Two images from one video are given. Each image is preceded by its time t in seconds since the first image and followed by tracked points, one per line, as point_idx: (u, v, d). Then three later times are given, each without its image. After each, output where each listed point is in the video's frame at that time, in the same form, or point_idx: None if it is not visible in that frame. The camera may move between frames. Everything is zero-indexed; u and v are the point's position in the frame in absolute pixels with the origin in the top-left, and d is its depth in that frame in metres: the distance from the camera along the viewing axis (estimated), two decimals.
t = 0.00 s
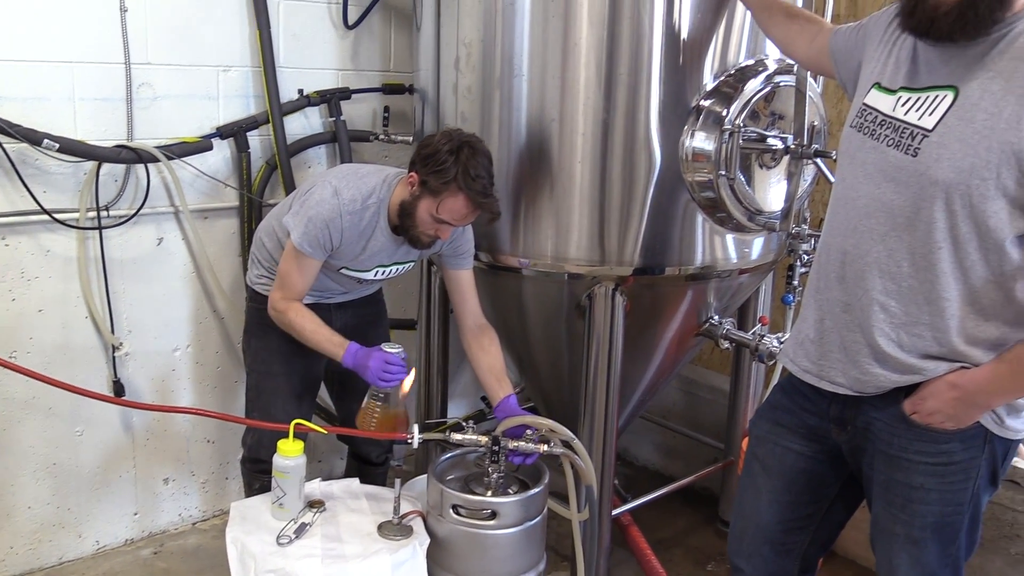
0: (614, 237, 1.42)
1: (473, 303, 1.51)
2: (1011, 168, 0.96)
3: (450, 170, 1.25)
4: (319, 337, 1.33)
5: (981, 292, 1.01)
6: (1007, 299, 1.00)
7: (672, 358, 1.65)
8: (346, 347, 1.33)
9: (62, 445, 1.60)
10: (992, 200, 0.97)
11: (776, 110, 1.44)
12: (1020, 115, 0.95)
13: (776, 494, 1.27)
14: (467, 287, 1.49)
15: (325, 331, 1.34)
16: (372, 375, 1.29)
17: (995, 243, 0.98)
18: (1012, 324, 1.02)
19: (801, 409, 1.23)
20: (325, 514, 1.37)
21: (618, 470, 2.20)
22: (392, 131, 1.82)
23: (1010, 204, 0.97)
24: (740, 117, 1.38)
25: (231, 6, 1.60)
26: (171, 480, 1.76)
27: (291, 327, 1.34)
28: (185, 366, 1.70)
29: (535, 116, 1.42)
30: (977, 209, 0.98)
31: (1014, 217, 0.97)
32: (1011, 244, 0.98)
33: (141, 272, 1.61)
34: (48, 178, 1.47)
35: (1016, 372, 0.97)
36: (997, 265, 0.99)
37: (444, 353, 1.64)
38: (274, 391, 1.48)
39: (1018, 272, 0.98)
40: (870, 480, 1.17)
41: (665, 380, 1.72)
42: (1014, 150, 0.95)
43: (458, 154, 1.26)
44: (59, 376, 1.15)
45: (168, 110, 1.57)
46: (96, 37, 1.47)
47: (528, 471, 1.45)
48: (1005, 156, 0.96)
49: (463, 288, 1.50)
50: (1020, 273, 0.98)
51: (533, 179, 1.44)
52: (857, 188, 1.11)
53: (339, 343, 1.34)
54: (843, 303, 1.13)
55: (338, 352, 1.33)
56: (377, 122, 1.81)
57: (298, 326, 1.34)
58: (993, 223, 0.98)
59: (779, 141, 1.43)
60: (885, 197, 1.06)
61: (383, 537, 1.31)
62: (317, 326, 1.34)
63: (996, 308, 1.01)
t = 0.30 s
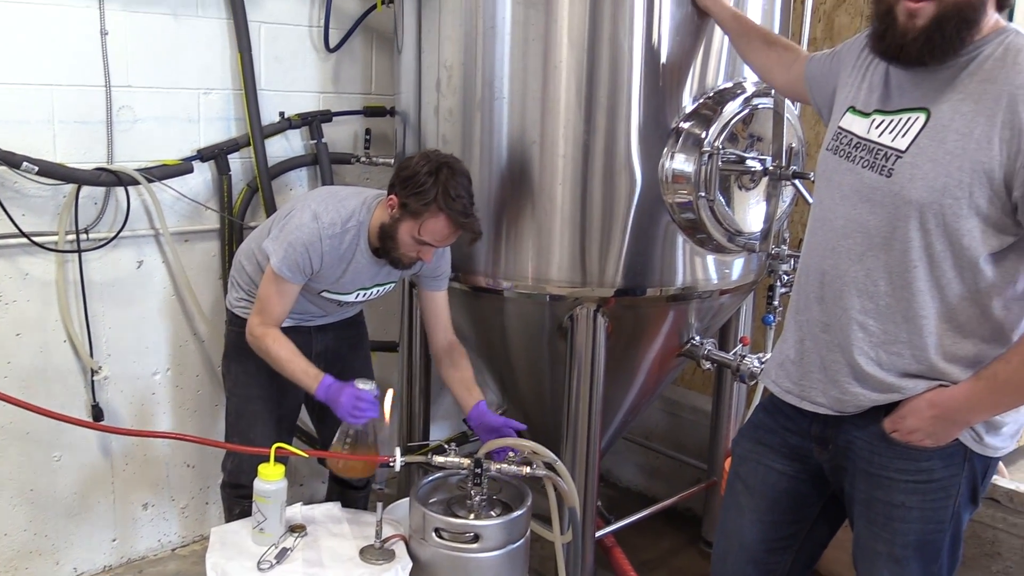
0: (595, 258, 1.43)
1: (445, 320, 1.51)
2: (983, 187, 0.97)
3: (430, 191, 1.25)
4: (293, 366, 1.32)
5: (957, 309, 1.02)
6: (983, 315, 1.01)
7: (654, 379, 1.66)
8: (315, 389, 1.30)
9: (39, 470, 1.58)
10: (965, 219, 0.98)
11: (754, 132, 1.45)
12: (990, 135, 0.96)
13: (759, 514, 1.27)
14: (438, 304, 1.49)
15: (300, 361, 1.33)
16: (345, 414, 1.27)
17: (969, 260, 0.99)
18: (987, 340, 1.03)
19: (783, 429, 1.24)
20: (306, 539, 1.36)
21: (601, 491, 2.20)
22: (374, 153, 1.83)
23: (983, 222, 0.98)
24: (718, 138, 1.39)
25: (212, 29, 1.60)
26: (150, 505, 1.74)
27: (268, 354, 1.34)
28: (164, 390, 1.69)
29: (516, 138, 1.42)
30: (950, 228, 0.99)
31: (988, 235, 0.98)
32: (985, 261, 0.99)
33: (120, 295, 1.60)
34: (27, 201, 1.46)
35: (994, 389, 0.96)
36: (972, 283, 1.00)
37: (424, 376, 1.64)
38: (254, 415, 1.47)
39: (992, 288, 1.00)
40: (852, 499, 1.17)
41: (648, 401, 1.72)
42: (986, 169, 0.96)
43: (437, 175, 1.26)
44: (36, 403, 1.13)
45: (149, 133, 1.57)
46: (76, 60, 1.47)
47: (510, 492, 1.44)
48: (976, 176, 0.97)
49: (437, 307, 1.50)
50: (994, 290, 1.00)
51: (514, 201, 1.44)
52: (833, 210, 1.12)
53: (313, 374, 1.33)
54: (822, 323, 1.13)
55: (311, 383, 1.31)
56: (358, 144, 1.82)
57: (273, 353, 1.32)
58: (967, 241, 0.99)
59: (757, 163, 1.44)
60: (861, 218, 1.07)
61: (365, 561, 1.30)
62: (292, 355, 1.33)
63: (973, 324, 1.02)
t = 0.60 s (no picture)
0: (581, 286, 1.43)
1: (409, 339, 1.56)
2: (958, 210, 0.98)
3: (408, 220, 1.25)
4: (281, 420, 1.32)
5: (938, 331, 1.02)
6: (964, 337, 1.01)
7: (641, 407, 1.66)
8: (303, 444, 1.28)
9: (20, 501, 1.56)
10: (943, 242, 0.99)
11: (738, 160, 1.46)
12: (964, 159, 0.97)
13: (745, 542, 1.27)
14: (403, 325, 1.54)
15: (289, 415, 1.32)
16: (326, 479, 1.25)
17: (947, 283, 1.00)
18: (968, 362, 1.03)
19: (769, 455, 1.24)
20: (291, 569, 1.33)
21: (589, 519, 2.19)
22: (360, 182, 1.84)
23: (960, 245, 0.98)
24: (703, 167, 1.40)
25: (200, 58, 1.61)
26: (133, 536, 1.73)
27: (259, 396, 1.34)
28: (149, 420, 1.68)
29: (502, 166, 1.43)
30: (929, 252, 1.00)
31: (965, 258, 0.99)
32: (963, 283, 0.99)
33: (105, 323, 1.59)
34: (12, 229, 1.46)
35: (977, 411, 0.95)
36: (951, 304, 1.01)
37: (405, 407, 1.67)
38: (237, 444, 1.48)
39: (971, 310, 1.00)
40: (838, 526, 1.17)
41: (635, 428, 1.72)
42: (961, 193, 0.97)
43: (416, 204, 1.26)
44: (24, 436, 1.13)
45: (136, 161, 1.57)
46: (63, 89, 1.47)
47: (497, 521, 1.43)
48: (951, 200, 0.98)
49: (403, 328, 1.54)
50: (974, 312, 1.00)
51: (500, 230, 1.44)
52: (815, 237, 1.13)
53: (298, 430, 1.31)
54: (806, 350, 1.14)
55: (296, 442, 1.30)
56: (345, 172, 1.83)
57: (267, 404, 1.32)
58: (946, 264, 0.99)
59: (742, 190, 1.45)
60: (841, 244, 1.08)
61: None
62: (283, 408, 1.33)
63: (954, 346, 1.02)
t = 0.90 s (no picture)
0: (566, 310, 1.43)
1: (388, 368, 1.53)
2: (935, 230, 0.98)
3: (388, 244, 1.26)
4: (268, 455, 1.30)
5: (918, 348, 1.03)
6: (944, 356, 1.02)
7: (627, 430, 1.66)
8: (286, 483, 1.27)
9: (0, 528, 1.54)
10: (921, 261, 1.00)
11: (721, 184, 1.48)
12: (940, 180, 0.98)
13: (732, 565, 1.27)
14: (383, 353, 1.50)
15: (274, 450, 1.31)
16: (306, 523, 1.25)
17: (926, 302, 1.01)
18: (950, 381, 1.03)
19: (755, 476, 1.24)
20: None
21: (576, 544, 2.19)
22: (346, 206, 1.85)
23: (938, 264, 0.99)
24: (687, 191, 1.41)
25: (185, 83, 1.61)
26: (115, 563, 1.71)
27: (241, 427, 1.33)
28: (131, 445, 1.66)
29: (487, 189, 1.43)
30: (908, 272, 1.01)
31: (943, 278, 0.99)
32: (941, 303, 1.00)
33: (88, 348, 1.58)
34: None
35: (960, 431, 0.95)
36: (930, 323, 1.01)
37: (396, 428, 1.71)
38: (220, 469, 1.47)
39: (951, 329, 1.00)
40: (824, 548, 1.17)
41: (621, 452, 1.72)
42: (938, 215, 0.98)
43: (397, 227, 1.27)
44: (8, 465, 1.11)
45: (120, 185, 1.56)
46: (47, 114, 1.47)
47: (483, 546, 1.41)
48: (929, 220, 0.99)
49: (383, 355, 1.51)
50: (953, 331, 1.00)
51: (485, 254, 1.44)
52: (795, 259, 1.14)
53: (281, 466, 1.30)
54: (789, 372, 1.15)
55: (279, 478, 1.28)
56: (330, 197, 1.83)
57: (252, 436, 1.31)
58: (925, 283, 1.00)
59: (725, 215, 1.46)
60: (822, 266, 1.09)
61: None
62: (269, 442, 1.31)
63: (934, 365, 1.03)
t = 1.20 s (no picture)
0: (554, 336, 1.43)
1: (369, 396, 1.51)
2: (924, 258, 0.99)
3: (367, 264, 1.26)
4: (239, 465, 1.32)
5: (906, 374, 1.03)
6: (933, 382, 1.03)
7: (615, 455, 1.66)
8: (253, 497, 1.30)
9: None
10: (910, 288, 1.00)
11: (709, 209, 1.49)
12: (928, 208, 0.99)
13: None
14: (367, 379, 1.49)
15: (245, 460, 1.33)
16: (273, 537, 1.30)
17: (915, 330, 1.01)
18: (939, 407, 1.04)
19: (744, 500, 1.24)
20: None
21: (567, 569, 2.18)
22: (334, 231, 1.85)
23: (927, 292, 1.00)
24: (674, 216, 1.42)
25: (173, 108, 1.62)
26: None
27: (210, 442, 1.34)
28: (116, 471, 1.65)
29: (475, 214, 1.43)
30: (897, 300, 1.02)
31: (931, 305, 1.00)
32: (932, 330, 1.01)
33: (74, 374, 1.57)
34: None
35: (951, 458, 0.95)
36: (919, 349, 1.02)
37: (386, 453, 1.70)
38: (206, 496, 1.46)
39: (940, 357, 1.01)
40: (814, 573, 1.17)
41: (609, 476, 1.72)
42: (927, 243, 0.99)
43: (376, 247, 1.27)
44: None
45: (107, 210, 1.56)
46: (35, 139, 1.47)
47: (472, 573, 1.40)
48: (918, 249, 0.99)
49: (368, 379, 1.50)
50: (943, 358, 1.01)
51: (472, 279, 1.44)
52: (783, 284, 1.14)
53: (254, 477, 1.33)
54: (777, 397, 1.15)
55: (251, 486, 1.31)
56: (319, 223, 1.84)
57: (222, 445, 1.33)
58: (913, 311, 1.01)
59: (712, 239, 1.47)
60: (811, 291, 1.09)
61: None
62: (239, 451, 1.33)
63: (924, 392, 1.03)
